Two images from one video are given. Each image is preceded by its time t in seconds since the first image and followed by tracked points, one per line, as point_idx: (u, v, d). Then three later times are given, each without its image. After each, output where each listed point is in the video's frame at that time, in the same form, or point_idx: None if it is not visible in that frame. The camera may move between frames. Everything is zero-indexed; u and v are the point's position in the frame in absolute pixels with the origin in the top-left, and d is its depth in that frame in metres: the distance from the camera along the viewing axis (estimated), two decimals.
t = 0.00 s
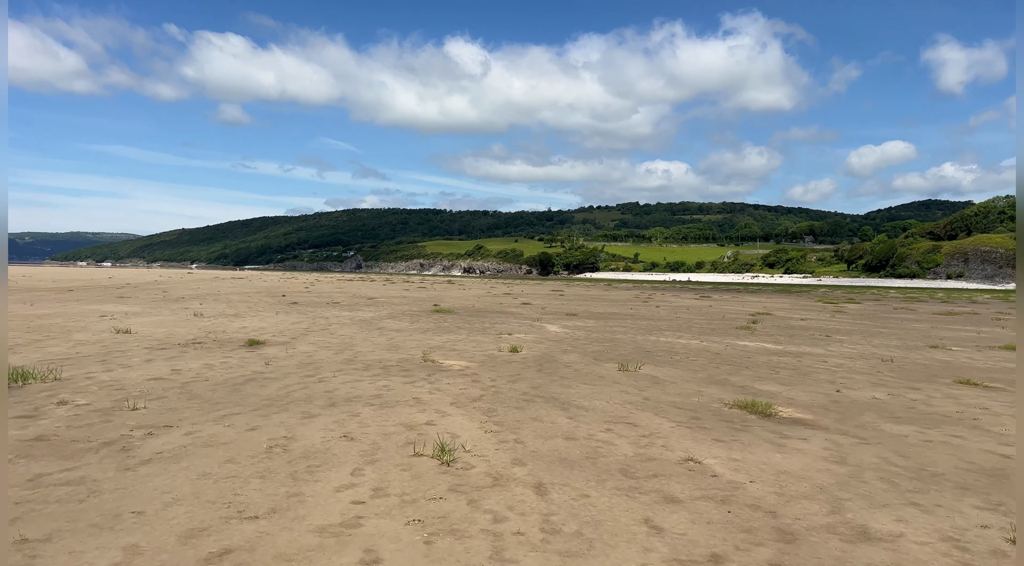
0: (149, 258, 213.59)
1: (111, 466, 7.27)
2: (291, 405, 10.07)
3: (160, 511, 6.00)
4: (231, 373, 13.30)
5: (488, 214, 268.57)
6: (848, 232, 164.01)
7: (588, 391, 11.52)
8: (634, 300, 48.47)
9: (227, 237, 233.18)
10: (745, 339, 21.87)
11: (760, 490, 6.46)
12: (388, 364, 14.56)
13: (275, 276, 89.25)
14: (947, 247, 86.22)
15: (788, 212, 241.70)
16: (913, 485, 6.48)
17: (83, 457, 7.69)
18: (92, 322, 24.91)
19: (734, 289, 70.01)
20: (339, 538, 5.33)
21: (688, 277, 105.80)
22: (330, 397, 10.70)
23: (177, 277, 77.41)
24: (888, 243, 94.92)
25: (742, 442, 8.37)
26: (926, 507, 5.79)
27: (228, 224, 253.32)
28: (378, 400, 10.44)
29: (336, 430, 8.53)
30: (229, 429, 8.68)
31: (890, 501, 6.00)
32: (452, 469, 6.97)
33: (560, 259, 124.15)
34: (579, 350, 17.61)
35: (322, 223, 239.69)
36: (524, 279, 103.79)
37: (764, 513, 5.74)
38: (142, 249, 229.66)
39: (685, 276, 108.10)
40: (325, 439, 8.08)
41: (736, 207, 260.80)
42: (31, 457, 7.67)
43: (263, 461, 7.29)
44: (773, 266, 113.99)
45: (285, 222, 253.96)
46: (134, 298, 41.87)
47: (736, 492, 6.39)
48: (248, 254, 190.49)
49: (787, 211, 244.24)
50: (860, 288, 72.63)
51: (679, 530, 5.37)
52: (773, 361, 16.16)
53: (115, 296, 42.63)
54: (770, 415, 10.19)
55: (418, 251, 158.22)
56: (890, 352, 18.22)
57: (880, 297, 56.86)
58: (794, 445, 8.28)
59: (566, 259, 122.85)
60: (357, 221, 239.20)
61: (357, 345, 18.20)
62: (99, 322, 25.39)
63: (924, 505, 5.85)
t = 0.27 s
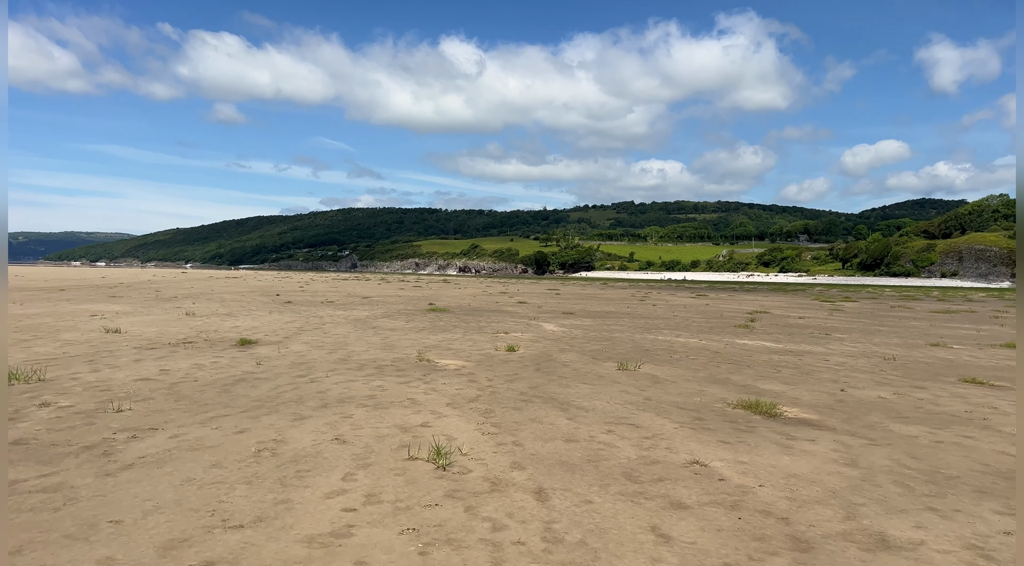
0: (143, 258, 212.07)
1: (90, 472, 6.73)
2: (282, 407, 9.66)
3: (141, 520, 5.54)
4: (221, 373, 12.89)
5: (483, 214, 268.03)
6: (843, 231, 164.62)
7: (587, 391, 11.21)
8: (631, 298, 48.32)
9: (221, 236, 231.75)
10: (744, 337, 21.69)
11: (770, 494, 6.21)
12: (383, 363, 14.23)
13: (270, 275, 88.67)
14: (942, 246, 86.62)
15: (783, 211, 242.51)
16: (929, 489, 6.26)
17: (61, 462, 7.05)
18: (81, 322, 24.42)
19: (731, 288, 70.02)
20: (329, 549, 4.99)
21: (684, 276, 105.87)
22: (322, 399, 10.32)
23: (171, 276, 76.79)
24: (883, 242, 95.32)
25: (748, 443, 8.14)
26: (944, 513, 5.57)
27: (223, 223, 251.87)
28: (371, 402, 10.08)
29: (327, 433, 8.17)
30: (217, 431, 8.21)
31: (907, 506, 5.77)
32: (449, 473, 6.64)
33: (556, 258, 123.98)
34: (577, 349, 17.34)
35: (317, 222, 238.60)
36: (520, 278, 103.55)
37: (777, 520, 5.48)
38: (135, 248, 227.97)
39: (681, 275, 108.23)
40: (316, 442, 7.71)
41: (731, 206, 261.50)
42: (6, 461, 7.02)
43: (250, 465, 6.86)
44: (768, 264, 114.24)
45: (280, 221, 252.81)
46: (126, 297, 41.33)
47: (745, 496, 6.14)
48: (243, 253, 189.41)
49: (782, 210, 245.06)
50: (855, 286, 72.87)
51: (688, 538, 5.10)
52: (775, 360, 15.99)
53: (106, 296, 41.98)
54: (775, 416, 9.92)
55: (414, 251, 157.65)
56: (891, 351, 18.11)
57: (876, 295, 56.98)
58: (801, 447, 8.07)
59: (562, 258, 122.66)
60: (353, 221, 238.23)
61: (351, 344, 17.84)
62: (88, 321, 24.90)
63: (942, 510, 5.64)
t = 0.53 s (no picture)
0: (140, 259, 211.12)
1: (73, 489, 5.95)
2: (276, 417, 9.27)
3: (125, 545, 4.97)
4: (214, 380, 12.51)
5: (481, 215, 267.76)
6: (840, 233, 165.09)
7: (591, 399, 10.94)
8: (629, 300, 48.15)
9: (217, 238, 230.68)
10: (747, 341, 21.52)
11: (786, 511, 5.97)
12: (380, 369, 13.91)
13: (266, 277, 88.11)
14: (939, 247, 86.89)
15: (780, 212, 242.99)
16: (952, 505, 6.14)
17: (39, 475, 6.29)
18: (72, 326, 23.94)
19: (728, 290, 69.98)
20: None
21: (681, 277, 105.84)
22: (317, 407, 9.98)
23: (166, 278, 76.20)
24: (880, 243, 95.62)
25: (759, 456, 7.90)
26: (973, 533, 5.44)
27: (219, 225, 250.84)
28: (368, 410, 9.77)
29: (322, 445, 7.81)
30: (208, 442, 7.69)
31: (932, 525, 5.65)
32: (450, 489, 6.33)
33: (553, 259, 123.75)
34: (578, 353, 17.07)
35: (314, 224, 237.89)
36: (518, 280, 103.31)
37: (797, 540, 5.22)
38: (131, 249, 226.87)
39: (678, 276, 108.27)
40: (311, 455, 7.34)
41: (728, 208, 262.08)
42: None
43: (242, 480, 6.40)
44: (765, 266, 114.34)
45: (277, 222, 252.10)
46: (120, 299, 40.79)
47: (761, 514, 5.87)
48: (239, 254, 188.59)
49: (779, 211, 245.64)
50: (853, 288, 72.98)
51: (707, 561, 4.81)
52: (781, 366, 15.82)
53: (99, 298, 41.41)
54: (784, 425, 9.68)
55: (411, 252, 157.20)
56: (895, 356, 18.03)
57: (874, 297, 57.07)
58: (814, 460, 7.86)
59: (559, 260, 122.40)
60: (350, 222, 237.70)
61: (348, 348, 17.49)
62: (80, 324, 24.42)
63: (970, 529, 5.53)
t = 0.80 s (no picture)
0: (140, 260, 210.81)
1: (62, 497, 5.63)
2: (276, 420, 9.00)
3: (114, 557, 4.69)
4: (213, 382, 12.20)
5: (481, 216, 267.50)
6: (840, 234, 164.78)
7: (600, 402, 10.67)
8: (631, 301, 47.86)
9: (217, 239, 230.34)
10: (754, 342, 21.29)
11: (814, 523, 5.74)
12: (383, 371, 13.62)
13: (266, 278, 87.81)
14: (940, 248, 86.69)
15: (780, 214, 242.71)
16: (987, 514, 6.09)
17: (27, 480, 5.99)
18: (70, 327, 23.60)
19: (730, 291, 69.68)
20: None
21: (682, 278, 105.55)
22: (320, 410, 9.69)
23: (165, 279, 75.87)
24: (881, 244, 95.41)
25: (778, 463, 7.66)
26: (1012, 544, 5.40)
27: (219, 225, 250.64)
28: (372, 413, 9.50)
29: (324, 450, 7.52)
30: (204, 446, 7.38)
31: (970, 537, 5.56)
32: (459, 498, 6.03)
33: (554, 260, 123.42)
34: (584, 354, 16.81)
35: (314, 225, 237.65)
36: (519, 281, 103.07)
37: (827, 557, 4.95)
38: (131, 250, 226.45)
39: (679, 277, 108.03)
40: (312, 460, 7.04)
41: (728, 208, 261.85)
42: None
43: (240, 487, 6.11)
44: (766, 267, 114.10)
45: (277, 224, 251.89)
46: (119, 300, 40.46)
47: (787, 526, 5.61)
48: (240, 256, 188.35)
49: (779, 212, 245.31)
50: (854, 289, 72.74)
51: None
52: (792, 368, 15.59)
53: (98, 299, 41.07)
54: (801, 429, 9.44)
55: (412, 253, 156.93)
56: (906, 358, 17.85)
57: (877, 298, 56.87)
58: (836, 467, 7.66)
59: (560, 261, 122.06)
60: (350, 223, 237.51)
61: (350, 350, 17.20)
62: (78, 325, 24.10)
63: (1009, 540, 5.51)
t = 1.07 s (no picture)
0: (145, 262, 211.53)
1: (55, 513, 5.37)
2: (280, 428, 8.73)
3: None
4: (215, 387, 11.94)
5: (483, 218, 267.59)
6: (844, 236, 164.17)
7: (612, 409, 10.38)
8: (636, 303, 47.60)
9: (221, 241, 231.00)
10: (764, 346, 20.99)
11: (848, 542, 5.45)
12: (388, 376, 13.34)
13: (270, 280, 87.78)
14: (944, 250, 86.17)
15: (784, 216, 242.18)
16: None
17: (17, 494, 5.73)
18: (72, 330, 23.39)
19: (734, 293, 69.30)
20: None
21: (686, 280, 105.14)
22: (325, 418, 9.42)
23: (170, 281, 75.95)
24: (885, 247, 94.93)
25: (802, 475, 7.37)
26: None
27: (224, 227, 251.53)
28: (378, 421, 9.22)
29: (330, 460, 7.25)
30: (204, 456, 7.12)
31: (1012, 558, 5.26)
32: (471, 514, 5.74)
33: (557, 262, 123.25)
34: (592, 358, 16.54)
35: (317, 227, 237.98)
36: (522, 283, 102.84)
37: None
38: (135, 252, 227.29)
39: (683, 280, 107.58)
40: (317, 472, 6.77)
41: (731, 211, 261.55)
42: None
43: (243, 502, 5.84)
44: (770, 269, 113.65)
45: (281, 226, 252.42)
46: (121, 303, 40.31)
47: (820, 546, 5.33)
48: (243, 257, 188.69)
49: (782, 215, 244.70)
50: (860, 291, 72.29)
51: None
52: (804, 373, 15.29)
53: (102, 301, 40.95)
54: (820, 438, 9.16)
55: (414, 255, 156.90)
56: (919, 362, 17.56)
57: (883, 301, 56.45)
58: (863, 480, 7.36)
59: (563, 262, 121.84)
60: (353, 225, 237.77)
61: (354, 354, 16.93)
62: (80, 328, 23.89)
63: None
